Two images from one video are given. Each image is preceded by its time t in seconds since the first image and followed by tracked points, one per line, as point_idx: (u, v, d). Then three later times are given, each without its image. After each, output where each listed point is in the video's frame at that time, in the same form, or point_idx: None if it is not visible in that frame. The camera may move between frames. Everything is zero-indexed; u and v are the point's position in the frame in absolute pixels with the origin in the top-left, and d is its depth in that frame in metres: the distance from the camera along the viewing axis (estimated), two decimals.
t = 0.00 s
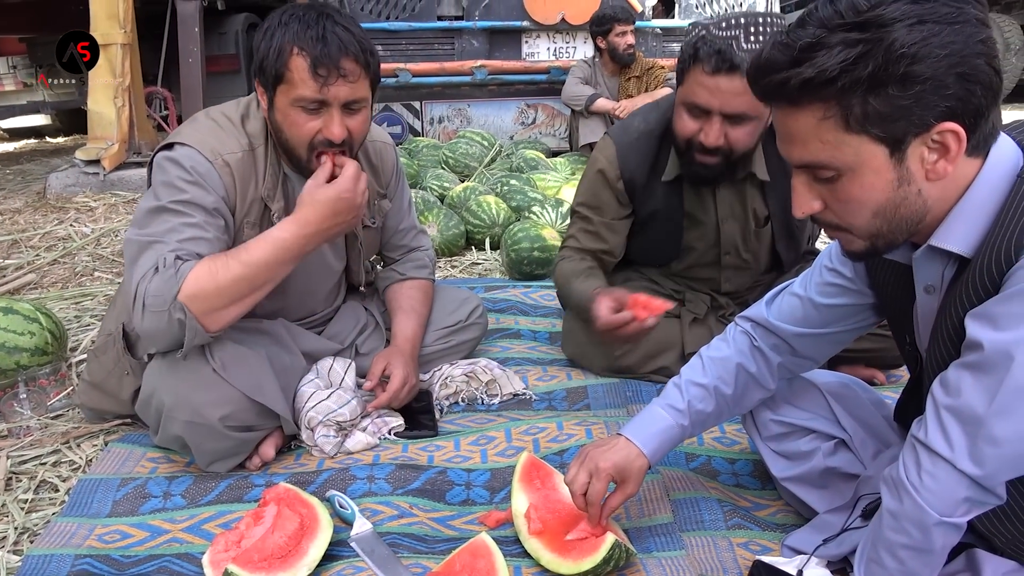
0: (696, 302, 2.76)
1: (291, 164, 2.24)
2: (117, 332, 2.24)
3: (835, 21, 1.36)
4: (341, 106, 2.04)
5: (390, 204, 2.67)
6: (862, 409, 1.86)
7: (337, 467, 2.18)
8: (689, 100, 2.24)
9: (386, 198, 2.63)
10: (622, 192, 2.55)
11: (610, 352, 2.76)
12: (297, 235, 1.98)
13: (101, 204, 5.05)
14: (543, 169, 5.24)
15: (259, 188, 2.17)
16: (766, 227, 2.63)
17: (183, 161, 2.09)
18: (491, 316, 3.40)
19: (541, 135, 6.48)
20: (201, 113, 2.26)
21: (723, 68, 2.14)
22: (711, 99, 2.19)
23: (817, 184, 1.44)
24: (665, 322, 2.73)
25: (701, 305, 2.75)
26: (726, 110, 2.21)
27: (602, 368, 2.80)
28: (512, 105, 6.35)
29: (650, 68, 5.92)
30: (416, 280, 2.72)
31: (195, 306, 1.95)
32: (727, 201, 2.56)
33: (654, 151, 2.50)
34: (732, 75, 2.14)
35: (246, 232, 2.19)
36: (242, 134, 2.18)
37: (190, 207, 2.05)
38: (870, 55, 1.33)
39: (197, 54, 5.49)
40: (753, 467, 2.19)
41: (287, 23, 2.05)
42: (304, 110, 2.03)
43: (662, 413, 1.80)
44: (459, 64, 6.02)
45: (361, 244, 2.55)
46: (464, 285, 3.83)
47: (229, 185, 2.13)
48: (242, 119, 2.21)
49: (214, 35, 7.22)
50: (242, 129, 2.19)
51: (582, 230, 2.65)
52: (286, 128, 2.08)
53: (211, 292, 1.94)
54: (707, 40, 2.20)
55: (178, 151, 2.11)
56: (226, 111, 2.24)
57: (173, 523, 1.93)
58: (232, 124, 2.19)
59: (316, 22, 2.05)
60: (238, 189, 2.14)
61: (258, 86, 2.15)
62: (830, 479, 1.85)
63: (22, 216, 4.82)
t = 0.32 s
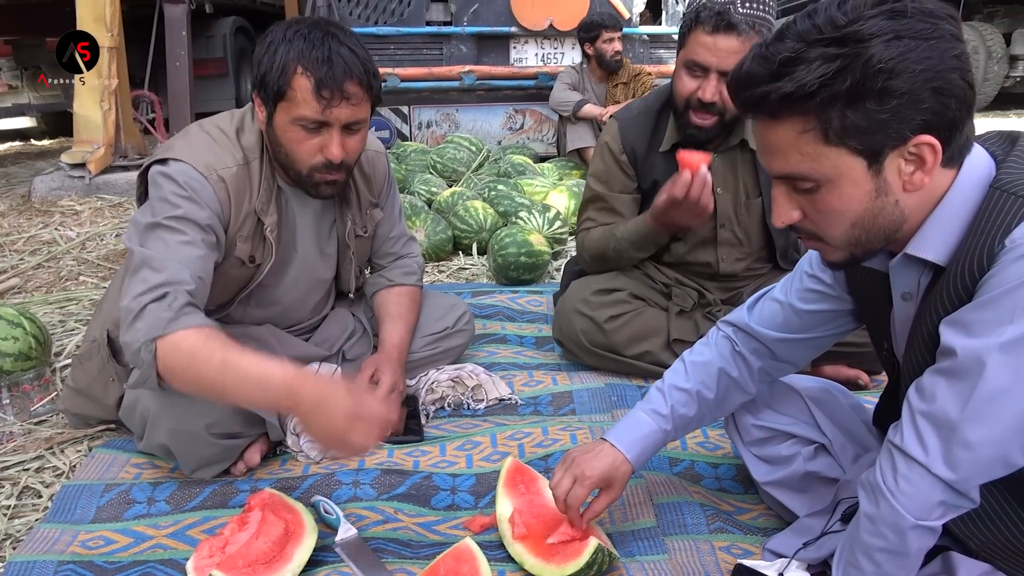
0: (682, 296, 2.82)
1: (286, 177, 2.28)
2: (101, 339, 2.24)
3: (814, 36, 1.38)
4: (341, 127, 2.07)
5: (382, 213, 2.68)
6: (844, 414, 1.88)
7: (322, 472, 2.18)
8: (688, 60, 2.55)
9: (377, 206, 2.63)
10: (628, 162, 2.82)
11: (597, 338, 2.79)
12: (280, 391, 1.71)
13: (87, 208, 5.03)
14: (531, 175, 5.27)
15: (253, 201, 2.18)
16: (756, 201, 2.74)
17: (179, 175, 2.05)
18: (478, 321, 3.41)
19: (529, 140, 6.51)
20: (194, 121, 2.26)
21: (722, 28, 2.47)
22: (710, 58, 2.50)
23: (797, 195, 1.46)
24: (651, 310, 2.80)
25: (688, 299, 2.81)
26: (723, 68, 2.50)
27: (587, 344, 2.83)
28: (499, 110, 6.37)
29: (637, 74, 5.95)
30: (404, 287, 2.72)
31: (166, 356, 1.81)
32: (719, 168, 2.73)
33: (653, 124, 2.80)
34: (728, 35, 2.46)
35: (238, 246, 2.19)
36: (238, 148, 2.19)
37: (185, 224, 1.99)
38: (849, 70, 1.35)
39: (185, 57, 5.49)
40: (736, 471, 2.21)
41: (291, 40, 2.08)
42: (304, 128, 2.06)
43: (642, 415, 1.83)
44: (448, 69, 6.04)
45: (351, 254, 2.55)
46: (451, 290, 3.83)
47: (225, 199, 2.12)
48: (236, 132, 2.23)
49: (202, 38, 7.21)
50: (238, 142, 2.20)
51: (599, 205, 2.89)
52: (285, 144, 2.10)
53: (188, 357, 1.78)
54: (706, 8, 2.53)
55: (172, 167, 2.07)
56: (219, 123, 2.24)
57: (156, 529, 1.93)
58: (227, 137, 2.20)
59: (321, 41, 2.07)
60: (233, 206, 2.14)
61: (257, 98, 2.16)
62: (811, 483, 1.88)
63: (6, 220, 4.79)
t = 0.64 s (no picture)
0: (667, 300, 2.85)
1: (287, 199, 2.24)
2: (90, 347, 2.22)
3: (794, 50, 1.40)
4: (347, 153, 2.04)
5: (377, 225, 2.67)
6: (826, 419, 1.90)
7: (310, 478, 2.19)
8: (703, 38, 2.57)
9: (373, 219, 2.61)
10: (637, 156, 2.85)
11: (583, 342, 2.81)
12: (263, 488, 1.49)
13: (72, 213, 5.01)
14: (518, 180, 5.28)
15: (259, 225, 2.13)
16: (749, 200, 2.77)
17: (190, 206, 1.95)
18: (466, 327, 3.42)
19: (517, 145, 6.54)
20: (190, 143, 2.17)
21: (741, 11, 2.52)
22: (723, 37, 2.51)
23: (780, 205, 1.48)
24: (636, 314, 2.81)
25: (672, 303, 2.83)
26: (734, 50, 2.52)
27: (573, 348, 2.84)
28: (487, 115, 6.39)
29: (624, 81, 6.03)
30: (394, 294, 2.72)
31: (188, 394, 1.65)
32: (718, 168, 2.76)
33: (655, 119, 2.85)
34: (747, 19, 2.51)
35: (244, 269, 2.16)
36: (242, 170, 2.12)
37: (205, 250, 1.88)
38: (830, 84, 1.36)
39: (172, 62, 5.48)
40: (721, 475, 2.23)
41: (302, 62, 2.04)
42: (309, 151, 2.03)
43: (627, 413, 1.84)
44: (437, 74, 6.11)
45: (348, 268, 2.54)
46: (439, 295, 3.84)
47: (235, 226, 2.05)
48: (239, 152, 2.16)
49: (190, 43, 7.21)
50: (241, 163, 2.14)
51: (609, 200, 2.91)
52: (287, 164, 2.07)
53: (200, 410, 1.62)
54: None
55: (180, 192, 1.97)
56: (219, 143, 2.17)
57: (142, 535, 1.93)
58: (231, 158, 2.13)
59: (333, 66, 2.04)
60: (240, 228, 2.07)
61: (259, 117, 2.11)
62: (794, 486, 1.90)
63: None
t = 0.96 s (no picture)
0: (658, 305, 2.87)
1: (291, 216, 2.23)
2: (86, 352, 2.21)
3: (784, 65, 1.40)
4: (352, 175, 2.05)
5: (376, 234, 2.67)
6: (815, 422, 1.92)
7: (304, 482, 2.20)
8: (694, 50, 2.57)
9: (373, 229, 2.62)
10: (629, 164, 2.87)
11: (575, 349, 2.83)
12: (287, 512, 1.52)
13: (66, 217, 5.00)
14: (512, 185, 5.30)
15: (264, 242, 2.13)
16: (739, 207, 2.80)
17: (198, 225, 1.96)
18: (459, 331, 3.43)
19: (511, 150, 6.57)
20: (196, 159, 2.18)
21: (733, 25, 2.53)
22: (713, 51, 2.53)
23: (772, 217, 1.49)
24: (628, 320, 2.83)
25: (663, 307, 2.86)
26: (722, 64, 2.53)
27: (564, 355, 2.87)
28: (481, 120, 6.42)
29: (618, 86, 6.05)
30: (390, 300, 2.73)
31: (211, 416, 1.70)
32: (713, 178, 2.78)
33: (648, 127, 2.86)
34: (738, 33, 2.52)
35: (250, 285, 2.17)
36: (248, 188, 2.12)
37: (216, 270, 1.90)
38: (823, 100, 1.37)
39: (166, 66, 5.48)
40: (713, 478, 2.24)
41: (308, 83, 2.03)
42: (314, 173, 2.03)
43: (617, 422, 1.86)
44: (432, 78, 6.14)
45: (348, 278, 2.54)
46: (432, 300, 3.85)
47: (243, 243, 2.05)
48: (243, 169, 2.16)
49: (184, 46, 7.22)
50: (246, 181, 2.13)
51: (601, 207, 2.94)
52: (292, 185, 2.08)
53: (224, 433, 1.66)
54: (720, 7, 2.59)
55: (187, 211, 1.98)
56: (224, 160, 2.17)
57: (136, 538, 1.93)
58: (235, 176, 2.13)
59: (339, 88, 2.03)
60: (249, 246, 2.07)
61: (263, 135, 2.09)
62: (785, 489, 1.92)
63: None
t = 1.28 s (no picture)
0: (650, 311, 2.90)
1: (290, 222, 2.26)
2: (84, 354, 2.23)
3: (776, 79, 1.43)
4: (352, 183, 2.07)
5: (373, 239, 2.70)
6: (804, 426, 1.95)
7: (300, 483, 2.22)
8: (673, 74, 2.61)
9: (369, 234, 2.65)
10: (614, 178, 2.90)
11: (569, 356, 2.86)
12: (280, 520, 1.53)
13: (62, 219, 5.01)
14: (507, 190, 5.33)
15: (264, 247, 2.16)
16: (728, 214, 2.83)
17: (198, 232, 1.98)
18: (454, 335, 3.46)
19: (506, 155, 6.64)
20: (196, 166, 2.21)
21: (711, 53, 2.55)
22: (690, 76, 2.57)
23: (763, 226, 1.52)
24: (621, 328, 2.86)
25: (656, 313, 2.89)
26: (701, 89, 2.57)
27: (558, 363, 2.90)
28: (477, 125, 6.46)
29: (613, 92, 6.08)
30: (386, 304, 2.76)
31: (207, 424, 1.72)
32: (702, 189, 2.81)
33: (632, 140, 2.89)
34: (717, 60, 2.55)
35: (248, 290, 2.19)
36: (248, 195, 2.14)
37: (215, 277, 1.92)
38: (815, 114, 1.40)
39: (163, 69, 5.49)
40: (704, 481, 2.27)
41: (308, 93, 2.05)
42: (315, 182, 2.06)
43: (609, 427, 1.88)
44: (428, 83, 6.16)
45: (345, 282, 2.57)
46: (428, 304, 3.88)
47: (243, 250, 2.07)
48: (243, 176, 2.18)
49: (181, 49, 7.25)
50: (247, 188, 2.15)
51: (589, 221, 2.97)
52: (292, 192, 2.10)
53: (220, 440, 1.69)
54: (704, 31, 2.60)
55: (188, 218, 2.00)
56: (225, 166, 2.20)
57: (133, 539, 1.95)
58: (236, 183, 2.15)
59: (339, 98, 2.05)
60: (249, 252, 2.10)
61: (264, 142, 2.12)
62: (774, 491, 1.95)
63: None
